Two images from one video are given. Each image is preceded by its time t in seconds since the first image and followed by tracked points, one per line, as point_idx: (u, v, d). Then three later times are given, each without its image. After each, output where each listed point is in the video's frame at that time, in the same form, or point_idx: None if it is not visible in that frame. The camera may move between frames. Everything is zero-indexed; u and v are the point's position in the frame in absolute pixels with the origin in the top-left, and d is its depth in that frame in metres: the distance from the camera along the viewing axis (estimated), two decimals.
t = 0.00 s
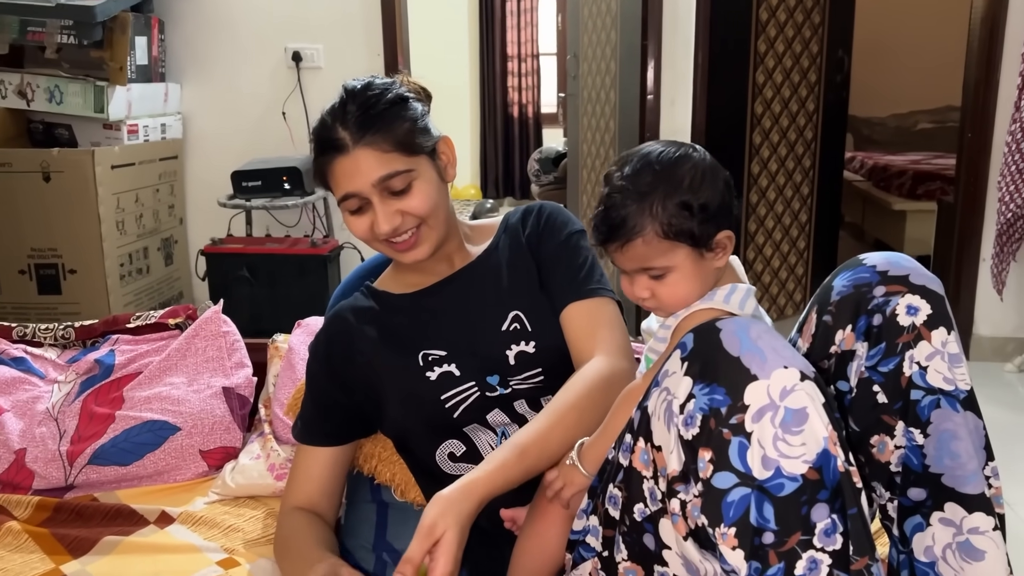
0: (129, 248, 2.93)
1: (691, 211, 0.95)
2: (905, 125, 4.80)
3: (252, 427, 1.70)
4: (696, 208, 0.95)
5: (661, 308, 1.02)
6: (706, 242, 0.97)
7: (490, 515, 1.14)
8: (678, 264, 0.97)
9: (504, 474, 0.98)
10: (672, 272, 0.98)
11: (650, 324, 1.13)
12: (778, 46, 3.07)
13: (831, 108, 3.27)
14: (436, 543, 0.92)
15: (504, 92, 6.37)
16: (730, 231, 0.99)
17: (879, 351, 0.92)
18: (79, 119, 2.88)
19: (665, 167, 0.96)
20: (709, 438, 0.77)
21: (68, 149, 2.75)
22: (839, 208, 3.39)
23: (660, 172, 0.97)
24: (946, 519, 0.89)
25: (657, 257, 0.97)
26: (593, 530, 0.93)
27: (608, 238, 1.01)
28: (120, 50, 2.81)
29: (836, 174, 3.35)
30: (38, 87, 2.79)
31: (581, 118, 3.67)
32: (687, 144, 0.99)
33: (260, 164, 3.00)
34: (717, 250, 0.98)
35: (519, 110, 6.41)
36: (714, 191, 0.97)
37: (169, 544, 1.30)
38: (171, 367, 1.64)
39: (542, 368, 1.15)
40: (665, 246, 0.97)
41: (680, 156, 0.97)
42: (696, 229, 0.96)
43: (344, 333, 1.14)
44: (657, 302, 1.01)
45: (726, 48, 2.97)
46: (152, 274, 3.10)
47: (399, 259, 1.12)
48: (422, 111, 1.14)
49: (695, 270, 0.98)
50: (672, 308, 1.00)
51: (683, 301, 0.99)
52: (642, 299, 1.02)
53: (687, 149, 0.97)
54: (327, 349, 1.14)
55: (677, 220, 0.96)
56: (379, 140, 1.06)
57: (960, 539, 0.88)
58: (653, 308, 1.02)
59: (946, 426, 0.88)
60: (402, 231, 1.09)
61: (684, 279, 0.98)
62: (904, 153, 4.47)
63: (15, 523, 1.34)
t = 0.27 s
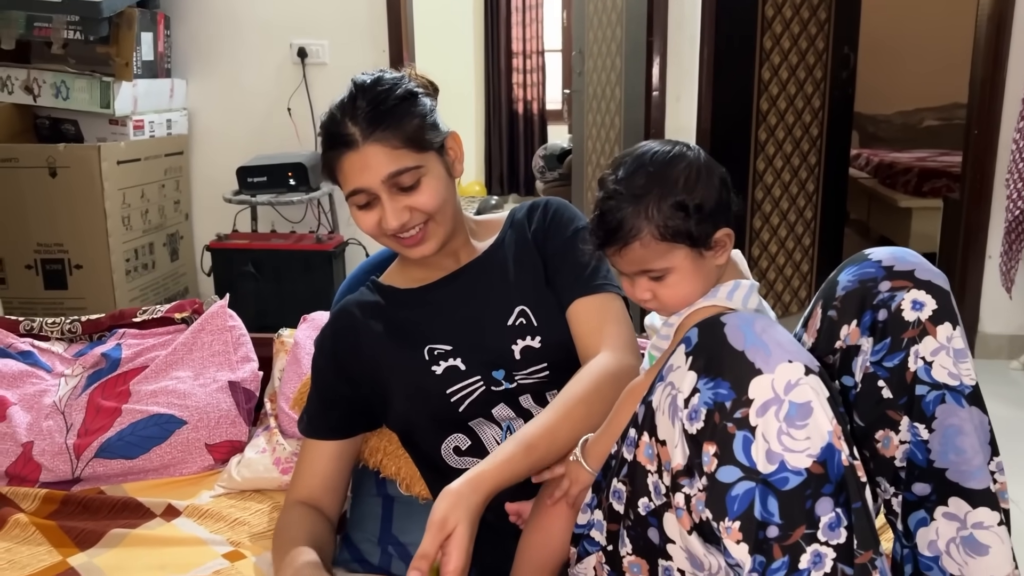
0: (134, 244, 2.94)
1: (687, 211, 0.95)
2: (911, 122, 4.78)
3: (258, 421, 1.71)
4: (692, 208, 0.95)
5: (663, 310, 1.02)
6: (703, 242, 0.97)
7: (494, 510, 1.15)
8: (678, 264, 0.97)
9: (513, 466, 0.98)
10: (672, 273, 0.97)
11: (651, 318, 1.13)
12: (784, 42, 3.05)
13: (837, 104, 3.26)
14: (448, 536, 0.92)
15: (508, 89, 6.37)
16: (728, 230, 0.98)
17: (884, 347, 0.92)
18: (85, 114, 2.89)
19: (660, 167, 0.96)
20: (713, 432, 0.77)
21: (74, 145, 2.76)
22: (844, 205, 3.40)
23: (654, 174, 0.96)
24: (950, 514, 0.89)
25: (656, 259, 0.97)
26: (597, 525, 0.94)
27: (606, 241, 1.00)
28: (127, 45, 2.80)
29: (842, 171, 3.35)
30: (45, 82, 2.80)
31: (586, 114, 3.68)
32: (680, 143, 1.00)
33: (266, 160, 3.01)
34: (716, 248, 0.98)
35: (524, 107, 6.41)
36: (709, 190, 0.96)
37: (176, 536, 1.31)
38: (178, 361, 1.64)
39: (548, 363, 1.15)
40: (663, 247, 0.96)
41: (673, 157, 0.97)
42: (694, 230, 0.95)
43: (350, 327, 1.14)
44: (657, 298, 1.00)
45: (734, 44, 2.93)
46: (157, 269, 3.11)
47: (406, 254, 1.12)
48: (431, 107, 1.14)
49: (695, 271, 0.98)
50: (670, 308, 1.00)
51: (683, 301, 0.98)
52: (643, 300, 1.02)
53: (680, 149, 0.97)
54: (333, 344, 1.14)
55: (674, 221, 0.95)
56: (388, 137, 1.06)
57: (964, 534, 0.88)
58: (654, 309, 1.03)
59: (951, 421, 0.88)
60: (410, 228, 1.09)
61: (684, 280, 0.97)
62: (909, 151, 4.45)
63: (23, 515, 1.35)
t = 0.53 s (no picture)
0: (146, 235, 2.96)
1: (708, 203, 0.92)
2: (923, 115, 4.74)
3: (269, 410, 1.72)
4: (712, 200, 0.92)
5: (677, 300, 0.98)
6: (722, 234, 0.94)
7: (505, 499, 1.15)
8: (695, 257, 0.94)
9: (525, 454, 0.99)
10: (689, 266, 0.94)
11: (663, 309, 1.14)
12: (796, 35, 3.06)
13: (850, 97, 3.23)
14: (463, 524, 0.92)
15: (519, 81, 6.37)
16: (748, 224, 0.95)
17: (897, 337, 0.92)
18: (97, 106, 2.90)
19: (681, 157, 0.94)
20: (725, 421, 0.77)
21: (87, 136, 2.77)
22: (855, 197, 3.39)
23: (675, 164, 0.94)
24: (963, 505, 0.89)
25: (674, 251, 0.94)
26: (608, 514, 0.94)
27: (623, 232, 0.97)
28: (139, 38, 2.78)
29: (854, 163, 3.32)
30: (57, 74, 2.82)
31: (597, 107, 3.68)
32: (701, 134, 0.97)
33: (277, 152, 3.01)
34: (733, 242, 0.95)
35: (534, 99, 6.40)
36: (731, 182, 0.94)
37: (188, 524, 1.32)
38: (191, 350, 1.66)
39: (559, 352, 1.16)
40: (680, 239, 0.93)
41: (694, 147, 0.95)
42: (714, 222, 0.92)
43: (361, 316, 1.15)
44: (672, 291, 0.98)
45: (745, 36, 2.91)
46: (169, 261, 3.12)
47: (417, 243, 1.13)
48: (443, 97, 1.14)
49: (711, 263, 0.94)
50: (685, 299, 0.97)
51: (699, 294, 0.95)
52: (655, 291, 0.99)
53: (702, 139, 0.94)
54: (344, 333, 1.15)
55: (693, 213, 0.92)
56: (401, 125, 1.06)
57: (977, 525, 0.89)
58: (669, 299, 0.99)
59: (964, 412, 0.89)
60: (420, 219, 1.10)
61: (699, 274, 0.94)
62: (922, 144, 4.42)
63: (37, 502, 1.36)
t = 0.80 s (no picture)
0: (162, 228, 2.97)
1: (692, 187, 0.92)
2: (941, 108, 4.68)
3: (285, 403, 1.73)
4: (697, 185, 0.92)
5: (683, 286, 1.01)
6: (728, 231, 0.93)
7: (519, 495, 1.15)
8: (659, 241, 0.96)
9: (540, 449, 0.99)
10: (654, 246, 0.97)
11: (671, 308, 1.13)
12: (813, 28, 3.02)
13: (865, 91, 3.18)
14: (476, 517, 0.92)
15: (533, 75, 6.35)
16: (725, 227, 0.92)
17: (915, 334, 0.91)
18: (113, 99, 2.91)
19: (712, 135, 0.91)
20: (742, 418, 0.76)
21: (103, 130, 2.79)
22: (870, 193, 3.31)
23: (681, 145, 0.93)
24: (981, 503, 0.88)
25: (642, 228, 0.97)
26: (623, 510, 0.93)
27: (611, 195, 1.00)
28: (154, 30, 2.82)
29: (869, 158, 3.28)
30: (74, 68, 2.84)
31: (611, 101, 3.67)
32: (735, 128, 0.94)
33: (291, 146, 3.02)
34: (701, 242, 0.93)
35: (548, 93, 6.38)
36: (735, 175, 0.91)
37: (204, 516, 1.33)
38: (207, 344, 1.67)
39: (573, 348, 1.15)
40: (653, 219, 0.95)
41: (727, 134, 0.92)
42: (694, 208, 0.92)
43: (376, 311, 1.15)
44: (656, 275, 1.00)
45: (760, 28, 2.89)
46: (184, 254, 3.14)
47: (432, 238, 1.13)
48: (463, 92, 1.14)
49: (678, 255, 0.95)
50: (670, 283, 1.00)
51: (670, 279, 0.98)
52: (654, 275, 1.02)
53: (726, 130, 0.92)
54: (359, 328, 1.15)
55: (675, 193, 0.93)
56: (422, 117, 1.06)
57: (995, 524, 0.87)
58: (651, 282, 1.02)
59: (983, 409, 0.87)
60: (435, 214, 1.09)
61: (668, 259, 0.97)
62: (940, 138, 4.37)
63: (55, 494, 1.38)
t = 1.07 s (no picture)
0: (166, 224, 2.98)
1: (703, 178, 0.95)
2: (946, 107, 4.66)
3: (290, 398, 1.73)
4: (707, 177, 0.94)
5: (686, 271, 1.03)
6: (731, 220, 0.96)
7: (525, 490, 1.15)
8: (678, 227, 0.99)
9: (542, 434, 0.98)
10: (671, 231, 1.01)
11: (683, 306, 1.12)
12: (818, 28, 3.00)
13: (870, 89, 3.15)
14: (473, 495, 0.92)
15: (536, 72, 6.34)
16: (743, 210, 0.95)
17: (923, 330, 0.91)
18: (118, 95, 2.91)
19: (719, 125, 0.95)
20: (750, 412, 0.76)
21: (108, 125, 2.79)
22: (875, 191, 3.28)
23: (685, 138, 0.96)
24: (988, 500, 0.88)
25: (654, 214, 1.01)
26: (630, 503, 0.93)
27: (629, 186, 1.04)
28: (159, 26, 2.82)
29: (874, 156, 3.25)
30: (79, 63, 2.82)
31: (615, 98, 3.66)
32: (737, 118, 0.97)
33: (296, 142, 3.02)
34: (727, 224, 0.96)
35: (551, 90, 6.37)
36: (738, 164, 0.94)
37: (210, 510, 1.33)
38: (212, 339, 1.68)
39: (580, 343, 1.15)
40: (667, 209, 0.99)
41: (737, 125, 0.96)
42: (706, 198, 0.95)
43: (382, 306, 1.15)
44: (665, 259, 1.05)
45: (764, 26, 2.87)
46: (188, 249, 3.14)
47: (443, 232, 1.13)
48: (477, 87, 1.15)
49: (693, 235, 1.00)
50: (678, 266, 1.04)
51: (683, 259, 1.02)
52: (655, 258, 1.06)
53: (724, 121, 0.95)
54: (366, 323, 1.15)
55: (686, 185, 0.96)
56: (438, 108, 1.07)
57: (1002, 520, 0.87)
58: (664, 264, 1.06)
59: (991, 406, 0.87)
60: (447, 206, 1.10)
61: (663, 244, 1.01)
62: (944, 138, 4.36)
63: (61, 487, 1.38)
